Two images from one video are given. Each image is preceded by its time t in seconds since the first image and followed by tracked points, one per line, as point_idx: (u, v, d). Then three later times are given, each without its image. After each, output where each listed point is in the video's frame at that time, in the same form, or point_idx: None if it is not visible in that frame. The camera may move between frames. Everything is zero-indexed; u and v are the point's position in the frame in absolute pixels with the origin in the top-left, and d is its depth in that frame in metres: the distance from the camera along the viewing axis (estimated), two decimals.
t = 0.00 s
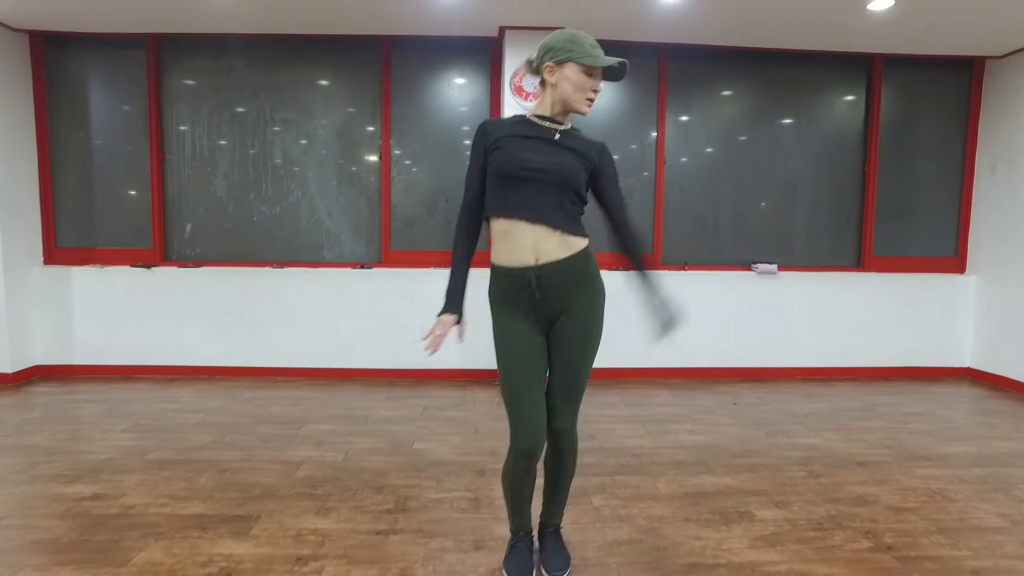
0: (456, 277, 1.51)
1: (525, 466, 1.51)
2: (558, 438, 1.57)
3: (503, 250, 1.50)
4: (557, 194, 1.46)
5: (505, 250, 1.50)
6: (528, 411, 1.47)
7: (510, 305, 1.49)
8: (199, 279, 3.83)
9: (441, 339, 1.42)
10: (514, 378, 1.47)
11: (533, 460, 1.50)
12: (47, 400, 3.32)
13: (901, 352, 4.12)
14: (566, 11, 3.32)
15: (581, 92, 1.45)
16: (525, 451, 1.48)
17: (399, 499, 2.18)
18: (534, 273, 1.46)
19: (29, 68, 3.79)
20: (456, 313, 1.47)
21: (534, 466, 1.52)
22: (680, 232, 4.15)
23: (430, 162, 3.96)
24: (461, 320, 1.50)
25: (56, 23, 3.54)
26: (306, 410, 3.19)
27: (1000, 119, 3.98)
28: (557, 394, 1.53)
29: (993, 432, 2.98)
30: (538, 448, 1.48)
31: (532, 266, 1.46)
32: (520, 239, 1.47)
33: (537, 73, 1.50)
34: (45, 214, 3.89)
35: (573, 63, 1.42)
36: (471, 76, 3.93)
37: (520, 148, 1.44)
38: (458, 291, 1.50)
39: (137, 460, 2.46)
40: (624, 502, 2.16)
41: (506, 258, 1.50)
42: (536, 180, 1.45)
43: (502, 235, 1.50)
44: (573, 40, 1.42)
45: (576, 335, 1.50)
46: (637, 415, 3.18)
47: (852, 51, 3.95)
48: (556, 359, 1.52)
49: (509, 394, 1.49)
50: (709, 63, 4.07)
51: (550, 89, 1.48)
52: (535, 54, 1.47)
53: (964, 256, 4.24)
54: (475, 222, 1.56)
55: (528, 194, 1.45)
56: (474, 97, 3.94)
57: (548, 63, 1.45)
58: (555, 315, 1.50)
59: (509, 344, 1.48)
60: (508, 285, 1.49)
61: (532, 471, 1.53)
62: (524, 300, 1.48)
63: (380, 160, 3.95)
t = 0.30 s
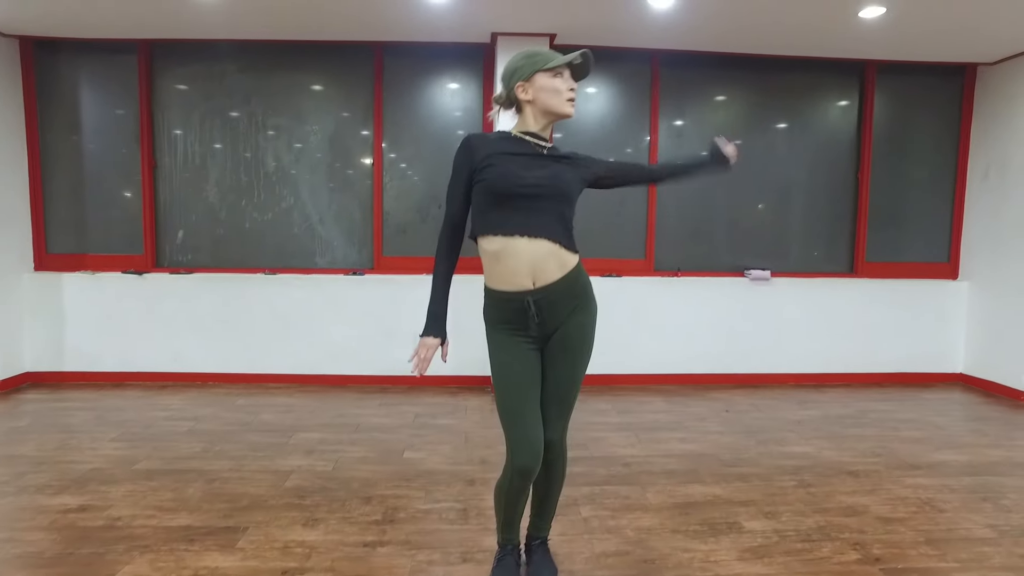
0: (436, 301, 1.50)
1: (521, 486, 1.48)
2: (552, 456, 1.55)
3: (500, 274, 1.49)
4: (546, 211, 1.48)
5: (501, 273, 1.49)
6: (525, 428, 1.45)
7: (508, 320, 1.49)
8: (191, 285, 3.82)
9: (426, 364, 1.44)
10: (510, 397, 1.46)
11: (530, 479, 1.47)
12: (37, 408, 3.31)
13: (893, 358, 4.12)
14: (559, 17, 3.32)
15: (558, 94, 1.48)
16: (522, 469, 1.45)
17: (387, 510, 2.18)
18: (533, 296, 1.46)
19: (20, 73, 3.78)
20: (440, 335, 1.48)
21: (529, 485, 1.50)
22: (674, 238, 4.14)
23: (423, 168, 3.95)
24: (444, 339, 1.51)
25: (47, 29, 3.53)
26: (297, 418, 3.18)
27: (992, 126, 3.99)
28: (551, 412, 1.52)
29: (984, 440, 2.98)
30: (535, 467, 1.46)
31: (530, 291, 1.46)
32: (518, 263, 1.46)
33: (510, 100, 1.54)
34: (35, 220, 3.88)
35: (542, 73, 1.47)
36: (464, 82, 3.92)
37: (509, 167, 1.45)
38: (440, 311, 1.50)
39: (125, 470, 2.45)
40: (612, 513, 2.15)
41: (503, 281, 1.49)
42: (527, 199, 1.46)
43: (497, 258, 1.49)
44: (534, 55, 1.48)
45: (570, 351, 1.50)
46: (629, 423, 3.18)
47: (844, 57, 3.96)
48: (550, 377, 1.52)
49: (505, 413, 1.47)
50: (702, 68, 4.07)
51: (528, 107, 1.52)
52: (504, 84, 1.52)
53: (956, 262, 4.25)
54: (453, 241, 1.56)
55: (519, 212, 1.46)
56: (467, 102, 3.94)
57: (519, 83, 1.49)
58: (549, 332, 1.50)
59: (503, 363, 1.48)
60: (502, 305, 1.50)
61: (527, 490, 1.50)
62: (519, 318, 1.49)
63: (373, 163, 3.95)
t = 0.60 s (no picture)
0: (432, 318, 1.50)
1: (516, 505, 1.48)
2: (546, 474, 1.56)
3: (496, 295, 1.50)
4: (542, 227, 1.50)
5: (497, 294, 1.50)
6: (520, 448, 1.45)
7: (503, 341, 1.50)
8: (185, 296, 3.82)
9: (421, 386, 1.43)
10: (505, 417, 1.47)
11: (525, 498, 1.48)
12: (30, 420, 3.30)
13: (886, 368, 4.14)
14: (552, 30, 3.35)
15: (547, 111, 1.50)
16: (517, 489, 1.45)
17: (380, 525, 2.18)
18: (529, 317, 1.47)
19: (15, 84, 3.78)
20: (435, 355, 1.48)
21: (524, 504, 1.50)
22: (667, 248, 4.16)
23: (418, 179, 3.96)
24: (439, 359, 1.51)
25: (42, 40, 3.54)
26: (291, 430, 3.18)
27: (982, 137, 4.02)
28: (545, 430, 1.53)
29: (975, 451, 3.00)
30: (530, 486, 1.46)
31: (526, 311, 1.47)
32: (514, 283, 1.47)
33: (497, 122, 1.55)
34: (29, 231, 3.88)
35: (528, 93, 1.49)
36: (458, 91, 3.94)
37: (505, 185, 1.47)
38: (436, 329, 1.50)
39: (118, 485, 2.45)
40: (604, 528, 2.16)
41: (498, 302, 1.50)
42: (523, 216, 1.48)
43: (493, 277, 1.49)
44: (517, 76, 1.50)
45: (563, 370, 1.52)
46: (622, 435, 3.19)
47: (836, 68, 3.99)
48: (544, 396, 1.53)
49: (501, 433, 1.47)
50: (695, 79, 4.10)
51: (516, 128, 1.53)
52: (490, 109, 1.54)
53: (948, 272, 4.28)
54: (448, 260, 1.55)
55: (515, 230, 1.48)
56: (462, 112, 3.95)
57: (507, 105, 1.51)
58: (543, 352, 1.51)
59: (498, 383, 1.48)
60: (497, 325, 1.50)
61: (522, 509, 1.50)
62: (514, 338, 1.49)
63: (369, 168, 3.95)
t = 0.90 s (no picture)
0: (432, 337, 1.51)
1: (510, 525, 1.47)
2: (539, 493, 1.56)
3: (492, 313, 1.51)
4: (542, 243, 1.53)
5: (493, 312, 1.51)
6: (514, 465, 1.45)
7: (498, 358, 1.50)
8: (182, 310, 3.82)
9: (422, 409, 1.44)
10: (499, 435, 1.46)
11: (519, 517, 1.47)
12: (25, 436, 3.30)
13: (880, 383, 4.16)
14: (547, 49, 3.38)
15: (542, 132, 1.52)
16: (511, 508, 1.45)
17: (375, 544, 2.19)
18: (524, 334, 1.48)
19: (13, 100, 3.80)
20: (435, 376, 1.49)
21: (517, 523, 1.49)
22: (662, 263, 4.19)
23: (414, 194, 3.99)
24: (440, 380, 1.52)
25: (40, 57, 3.56)
26: (287, 446, 3.18)
27: (972, 154, 4.07)
28: (537, 449, 1.53)
29: (968, 467, 3.02)
30: (524, 505, 1.45)
31: (522, 328, 1.48)
32: (511, 301, 1.49)
33: (490, 143, 1.58)
34: (26, 245, 3.88)
35: (521, 115, 1.50)
36: (453, 107, 3.97)
37: (503, 204, 1.49)
38: (436, 349, 1.52)
39: (114, 503, 2.45)
40: (599, 546, 2.17)
41: (494, 319, 1.51)
42: (523, 233, 1.50)
43: (490, 296, 1.51)
44: (510, 98, 1.51)
45: (556, 389, 1.53)
46: (617, 451, 3.20)
47: (827, 86, 4.04)
48: (537, 415, 1.53)
49: (494, 451, 1.47)
50: (689, 95, 4.14)
51: (509, 149, 1.55)
52: (482, 130, 1.56)
53: (940, 287, 4.31)
54: (447, 281, 1.56)
55: (516, 247, 1.50)
56: (458, 128, 3.98)
57: (500, 128, 1.52)
58: (537, 370, 1.52)
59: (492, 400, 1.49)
60: (491, 344, 1.51)
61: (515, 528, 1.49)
62: (508, 356, 1.50)
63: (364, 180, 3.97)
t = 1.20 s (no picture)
0: (441, 360, 1.55)
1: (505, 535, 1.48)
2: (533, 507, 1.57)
3: (489, 322, 1.54)
4: (545, 251, 1.59)
5: (492, 323, 1.54)
6: (510, 477, 1.47)
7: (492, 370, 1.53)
8: (181, 324, 3.85)
9: (434, 425, 1.47)
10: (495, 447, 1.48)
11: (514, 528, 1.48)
12: (23, 448, 3.31)
13: (874, 395, 4.20)
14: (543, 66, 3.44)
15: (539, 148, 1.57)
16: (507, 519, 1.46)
17: (374, 555, 2.21)
18: (520, 344, 1.52)
19: (15, 115, 3.85)
20: (447, 394, 1.52)
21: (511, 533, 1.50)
22: (658, 276, 4.23)
23: (412, 207, 4.03)
24: (451, 397, 1.55)
25: (43, 73, 3.61)
26: (285, 458, 3.20)
27: (962, 169, 4.13)
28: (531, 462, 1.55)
29: (960, 477, 3.05)
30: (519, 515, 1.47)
31: (518, 337, 1.52)
32: (509, 312, 1.53)
33: (485, 159, 1.62)
34: (27, 258, 3.91)
35: (515, 132, 1.55)
36: (450, 122, 4.02)
37: (505, 219, 1.53)
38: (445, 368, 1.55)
39: (113, 514, 2.47)
40: (595, 557, 2.20)
41: (491, 328, 1.54)
42: (528, 245, 1.55)
43: (488, 306, 1.55)
44: (505, 115, 1.56)
45: (550, 401, 1.56)
46: (613, 462, 3.23)
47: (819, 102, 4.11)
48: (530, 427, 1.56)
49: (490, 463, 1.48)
50: (683, 111, 4.20)
51: (504, 164, 1.60)
52: (478, 145, 1.61)
53: (932, 299, 4.36)
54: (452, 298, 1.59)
55: (523, 259, 1.55)
56: (455, 142, 4.04)
57: (495, 144, 1.57)
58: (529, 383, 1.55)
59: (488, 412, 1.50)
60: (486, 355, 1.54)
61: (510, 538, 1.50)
62: (504, 368, 1.52)
63: (362, 191, 4.02)
